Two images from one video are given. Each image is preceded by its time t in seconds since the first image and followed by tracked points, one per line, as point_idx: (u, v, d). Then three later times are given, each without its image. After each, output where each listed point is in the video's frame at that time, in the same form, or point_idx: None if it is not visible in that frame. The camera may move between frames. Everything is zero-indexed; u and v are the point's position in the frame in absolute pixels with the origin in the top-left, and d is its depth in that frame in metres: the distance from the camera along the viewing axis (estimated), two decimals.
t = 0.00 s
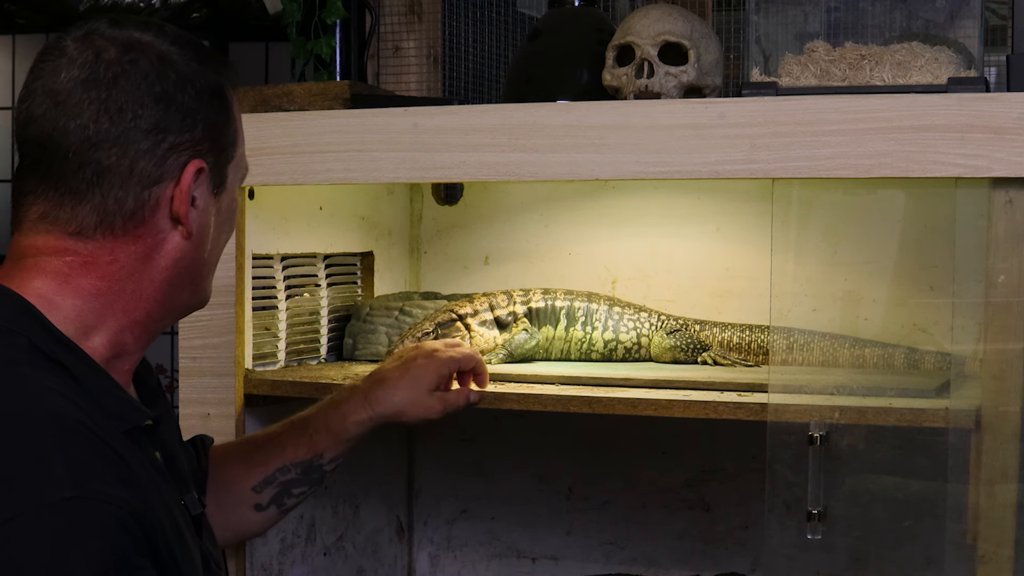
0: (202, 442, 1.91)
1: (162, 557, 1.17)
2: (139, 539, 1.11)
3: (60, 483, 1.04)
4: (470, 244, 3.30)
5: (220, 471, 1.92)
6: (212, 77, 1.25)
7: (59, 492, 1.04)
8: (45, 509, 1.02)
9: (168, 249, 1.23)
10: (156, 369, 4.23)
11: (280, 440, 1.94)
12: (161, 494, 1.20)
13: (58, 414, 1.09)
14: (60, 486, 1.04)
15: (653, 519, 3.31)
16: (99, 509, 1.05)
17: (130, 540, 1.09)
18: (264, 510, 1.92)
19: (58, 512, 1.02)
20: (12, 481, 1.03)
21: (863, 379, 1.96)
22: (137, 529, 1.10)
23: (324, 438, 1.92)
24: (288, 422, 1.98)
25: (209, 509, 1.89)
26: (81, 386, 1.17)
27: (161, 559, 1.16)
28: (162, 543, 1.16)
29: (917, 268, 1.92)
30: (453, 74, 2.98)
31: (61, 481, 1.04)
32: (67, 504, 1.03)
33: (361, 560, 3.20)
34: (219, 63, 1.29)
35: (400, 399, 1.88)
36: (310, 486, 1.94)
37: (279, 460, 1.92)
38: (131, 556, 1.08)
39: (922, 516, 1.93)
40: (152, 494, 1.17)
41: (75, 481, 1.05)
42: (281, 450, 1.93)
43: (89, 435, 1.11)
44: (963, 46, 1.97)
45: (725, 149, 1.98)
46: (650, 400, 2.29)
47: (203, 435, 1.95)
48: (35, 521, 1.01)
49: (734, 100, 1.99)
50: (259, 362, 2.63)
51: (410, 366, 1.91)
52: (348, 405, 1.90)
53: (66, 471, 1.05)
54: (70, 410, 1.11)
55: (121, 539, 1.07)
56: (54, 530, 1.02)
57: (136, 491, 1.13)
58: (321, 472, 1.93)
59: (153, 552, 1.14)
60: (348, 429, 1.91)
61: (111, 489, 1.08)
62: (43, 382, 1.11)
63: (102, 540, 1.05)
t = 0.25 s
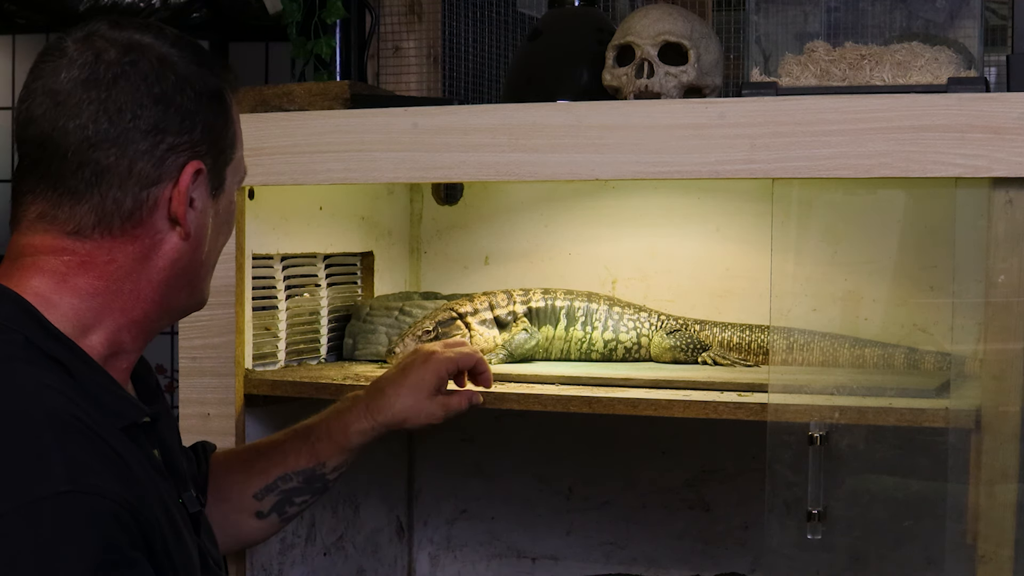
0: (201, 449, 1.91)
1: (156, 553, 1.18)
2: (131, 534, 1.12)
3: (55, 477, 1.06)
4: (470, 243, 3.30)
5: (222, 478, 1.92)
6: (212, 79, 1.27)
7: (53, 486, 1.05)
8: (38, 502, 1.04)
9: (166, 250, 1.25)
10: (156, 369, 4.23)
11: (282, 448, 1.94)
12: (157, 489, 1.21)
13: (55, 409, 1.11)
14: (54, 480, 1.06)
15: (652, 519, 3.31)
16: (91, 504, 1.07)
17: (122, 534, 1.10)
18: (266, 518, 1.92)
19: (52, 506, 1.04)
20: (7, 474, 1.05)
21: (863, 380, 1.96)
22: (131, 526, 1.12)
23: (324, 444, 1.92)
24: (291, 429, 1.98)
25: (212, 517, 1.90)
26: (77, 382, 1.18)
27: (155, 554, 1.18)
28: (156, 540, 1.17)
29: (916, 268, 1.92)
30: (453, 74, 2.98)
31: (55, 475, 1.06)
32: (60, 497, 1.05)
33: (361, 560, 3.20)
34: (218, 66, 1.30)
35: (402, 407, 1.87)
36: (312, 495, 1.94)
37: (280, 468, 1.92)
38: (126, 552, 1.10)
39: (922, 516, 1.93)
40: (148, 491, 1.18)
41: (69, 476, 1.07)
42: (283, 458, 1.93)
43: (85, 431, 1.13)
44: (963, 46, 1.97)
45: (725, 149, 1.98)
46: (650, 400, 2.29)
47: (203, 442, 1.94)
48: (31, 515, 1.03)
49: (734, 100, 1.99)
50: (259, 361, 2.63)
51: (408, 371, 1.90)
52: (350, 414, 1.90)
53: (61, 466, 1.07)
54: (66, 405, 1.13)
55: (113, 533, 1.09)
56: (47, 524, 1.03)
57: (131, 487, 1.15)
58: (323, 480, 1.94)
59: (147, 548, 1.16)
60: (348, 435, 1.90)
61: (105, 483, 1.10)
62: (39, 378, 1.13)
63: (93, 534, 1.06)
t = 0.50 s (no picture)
0: (204, 452, 1.89)
1: (153, 547, 1.18)
2: (128, 528, 1.12)
3: (53, 471, 1.06)
4: (470, 244, 3.30)
5: (224, 478, 1.92)
6: (214, 85, 1.26)
7: (51, 480, 1.05)
8: (36, 496, 1.04)
9: (166, 254, 1.24)
10: (156, 369, 4.23)
11: (284, 449, 1.94)
12: (154, 483, 1.21)
13: (52, 405, 1.11)
14: (52, 474, 1.06)
15: (653, 519, 3.31)
16: (88, 498, 1.07)
17: (119, 528, 1.10)
18: (268, 518, 1.91)
19: (50, 499, 1.04)
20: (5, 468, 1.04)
21: (863, 380, 1.96)
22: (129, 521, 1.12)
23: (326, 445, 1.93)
24: (294, 431, 1.98)
25: (213, 517, 1.90)
26: (76, 377, 1.18)
27: (151, 548, 1.18)
28: (153, 536, 1.18)
29: (917, 268, 1.92)
30: (453, 74, 2.98)
31: (53, 469, 1.06)
32: (58, 491, 1.05)
33: (360, 560, 3.20)
34: (221, 71, 1.30)
35: (403, 407, 1.89)
36: (314, 496, 1.94)
37: (281, 469, 1.92)
38: (124, 546, 1.10)
39: (922, 516, 1.93)
40: (144, 485, 1.19)
41: (67, 470, 1.07)
42: (285, 458, 1.93)
43: (83, 427, 1.13)
44: (963, 46, 1.97)
45: (725, 149, 1.98)
46: (650, 400, 2.29)
47: (206, 442, 1.93)
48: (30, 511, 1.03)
49: (734, 100, 1.99)
50: (259, 362, 2.63)
51: (410, 372, 1.91)
52: (352, 414, 1.91)
53: (59, 460, 1.07)
54: (63, 402, 1.13)
55: (110, 527, 1.09)
56: (45, 517, 1.03)
57: (127, 482, 1.15)
58: (325, 481, 1.93)
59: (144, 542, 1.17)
60: (350, 436, 1.91)
61: (102, 477, 1.10)
62: (36, 375, 1.13)
63: (90, 527, 1.06)
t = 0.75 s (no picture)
0: (212, 452, 1.88)
1: (160, 543, 1.15)
2: (137, 523, 1.09)
3: (62, 463, 1.03)
4: (470, 244, 3.30)
5: (232, 477, 1.90)
6: (267, 135, 1.19)
7: (60, 471, 1.02)
8: (45, 487, 1.01)
9: (191, 290, 1.19)
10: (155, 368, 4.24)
11: (293, 446, 1.93)
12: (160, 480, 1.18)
13: (64, 398, 1.08)
14: (62, 466, 1.03)
15: (653, 519, 3.31)
16: (98, 491, 1.04)
17: (129, 522, 1.07)
18: (278, 517, 1.90)
19: (58, 490, 1.01)
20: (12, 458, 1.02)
21: (862, 380, 1.96)
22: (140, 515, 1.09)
23: (337, 445, 1.91)
24: (302, 428, 1.96)
25: (222, 517, 1.89)
26: (85, 375, 1.14)
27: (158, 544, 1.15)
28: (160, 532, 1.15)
29: (917, 268, 1.92)
30: (453, 74, 2.98)
31: (62, 461, 1.03)
32: (68, 483, 1.02)
33: (360, 560, 3.19)
34: (274, 116, 1.22)
35: (411, 406, 1.88)
36: (323, 494, 1.93)
37: (290, 468, 1.90)
38: (132, 542, 1.07)
39: (921, 516, 1.94)
40: (152, 481, 1.16)
41: (77, 462, 1.04)
42: (293, 456, 1.91)
43: (94, 420, 1.10)
44: (963, 46, 1.97)
45: (725, 149, 1.98)
46: (650, 400, 2.29)
47: (214, 443, 1.91)
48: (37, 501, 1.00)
49: (734, 100, 1.99)
50: (259, 361, 2.63)
51: (421, 369, 1.92)
52: (360, 411, 1.89)
53: (68, 452, 1.04)
54: (73, 396, 1.10)
55: (120, 520, 1.05)
56: (53, 508, 1.01)
57: (137, 476, 1.11)
58: (333, 479, 1.92)
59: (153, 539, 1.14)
60: (361, 435, 1.90)
61: (112, 469, 1.07)
62: (48, 373, 1.09)
63: (99, 521, 1.03)
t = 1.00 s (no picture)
0: (223, 451, 1.91)
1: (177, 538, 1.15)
2: (156, 515, 1.09)
3: (86, 453, 1.03)
4: (470, 244, 3.30)
5: (244, 479, 1.92)
6: (293, 151, 1.23)
7: (85, 460, 1.03)
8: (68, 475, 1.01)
9: (208, 296, 1.23)
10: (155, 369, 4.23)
11: (306, 447, 1.94)
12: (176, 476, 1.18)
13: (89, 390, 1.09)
14: (86, 455, 1.03)
15: (653, 519, 3.31)
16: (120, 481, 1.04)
17: (148, 513, 1.07)
18: (290, 516, 1.92)
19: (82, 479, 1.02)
20: (36, 448, 1.02)
21: (862, 380, 1.96)
22: (158, 507, 1.09)
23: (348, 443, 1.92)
24: (316, 429, 1.98)
25: (235, 518, 1.90)
26: (103, 372, 1.13)
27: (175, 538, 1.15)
28: (178, 525, 1.14)
29: (917, 268, 1.92)
30: (453, 74, 2.98)
31: (87, 451, 1.04)
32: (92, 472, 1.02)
33: (361, 560, 3.19)
34: (301, 133, 1.26)
35: (421, 407, 1.85)
36: (335, 493, 1.94)
37: (301, 467, 1.93)
38: (150, 534, 1.07)
39: (921, 516, 1.94)
40: (171, 476, 1.16)
41: (101, 453, 1.05)
42: (306, 456, 1.93)
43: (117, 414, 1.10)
44: (963, 46, 1.97)
45: (725, 149, 1.98)
46: (650, 400, 2.29)
47: (226, 443, 1.95)
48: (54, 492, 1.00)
49: (735, 100, 1.99)
50: (259, 361, 2.64)
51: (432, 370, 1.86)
52: (371, 411, 1.89)
53: (92, 442, 1.05)
54: (97, 387, 1.10)
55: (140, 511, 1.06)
56: (76, 496, 1.01)
57: (157, 469, 1.12)
58: (346, 479, 1.93)
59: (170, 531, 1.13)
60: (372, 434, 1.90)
61: (134, 460, 1.07)
62: (73, 365, 1.10)
63: (120, 511, 1.03)
